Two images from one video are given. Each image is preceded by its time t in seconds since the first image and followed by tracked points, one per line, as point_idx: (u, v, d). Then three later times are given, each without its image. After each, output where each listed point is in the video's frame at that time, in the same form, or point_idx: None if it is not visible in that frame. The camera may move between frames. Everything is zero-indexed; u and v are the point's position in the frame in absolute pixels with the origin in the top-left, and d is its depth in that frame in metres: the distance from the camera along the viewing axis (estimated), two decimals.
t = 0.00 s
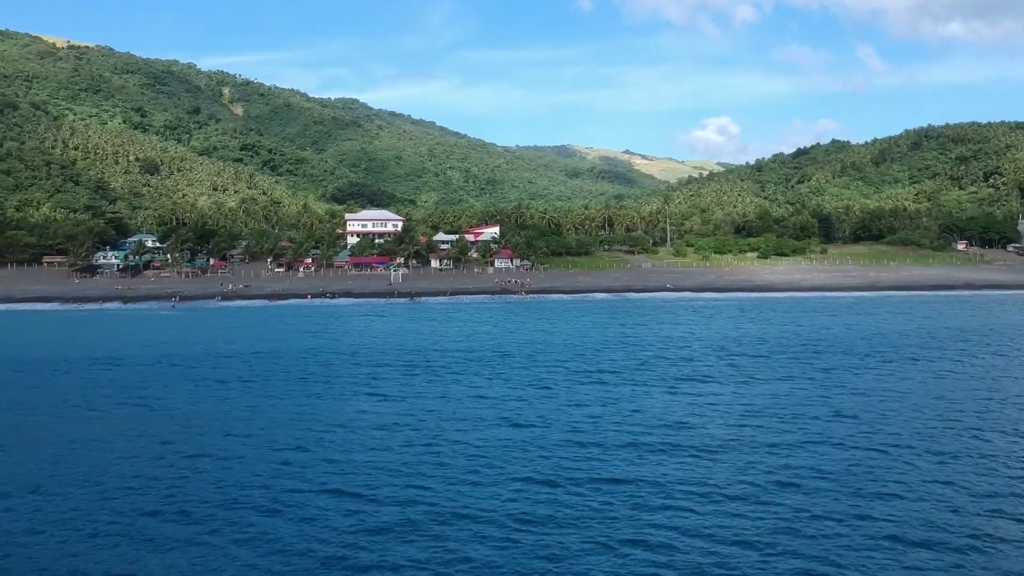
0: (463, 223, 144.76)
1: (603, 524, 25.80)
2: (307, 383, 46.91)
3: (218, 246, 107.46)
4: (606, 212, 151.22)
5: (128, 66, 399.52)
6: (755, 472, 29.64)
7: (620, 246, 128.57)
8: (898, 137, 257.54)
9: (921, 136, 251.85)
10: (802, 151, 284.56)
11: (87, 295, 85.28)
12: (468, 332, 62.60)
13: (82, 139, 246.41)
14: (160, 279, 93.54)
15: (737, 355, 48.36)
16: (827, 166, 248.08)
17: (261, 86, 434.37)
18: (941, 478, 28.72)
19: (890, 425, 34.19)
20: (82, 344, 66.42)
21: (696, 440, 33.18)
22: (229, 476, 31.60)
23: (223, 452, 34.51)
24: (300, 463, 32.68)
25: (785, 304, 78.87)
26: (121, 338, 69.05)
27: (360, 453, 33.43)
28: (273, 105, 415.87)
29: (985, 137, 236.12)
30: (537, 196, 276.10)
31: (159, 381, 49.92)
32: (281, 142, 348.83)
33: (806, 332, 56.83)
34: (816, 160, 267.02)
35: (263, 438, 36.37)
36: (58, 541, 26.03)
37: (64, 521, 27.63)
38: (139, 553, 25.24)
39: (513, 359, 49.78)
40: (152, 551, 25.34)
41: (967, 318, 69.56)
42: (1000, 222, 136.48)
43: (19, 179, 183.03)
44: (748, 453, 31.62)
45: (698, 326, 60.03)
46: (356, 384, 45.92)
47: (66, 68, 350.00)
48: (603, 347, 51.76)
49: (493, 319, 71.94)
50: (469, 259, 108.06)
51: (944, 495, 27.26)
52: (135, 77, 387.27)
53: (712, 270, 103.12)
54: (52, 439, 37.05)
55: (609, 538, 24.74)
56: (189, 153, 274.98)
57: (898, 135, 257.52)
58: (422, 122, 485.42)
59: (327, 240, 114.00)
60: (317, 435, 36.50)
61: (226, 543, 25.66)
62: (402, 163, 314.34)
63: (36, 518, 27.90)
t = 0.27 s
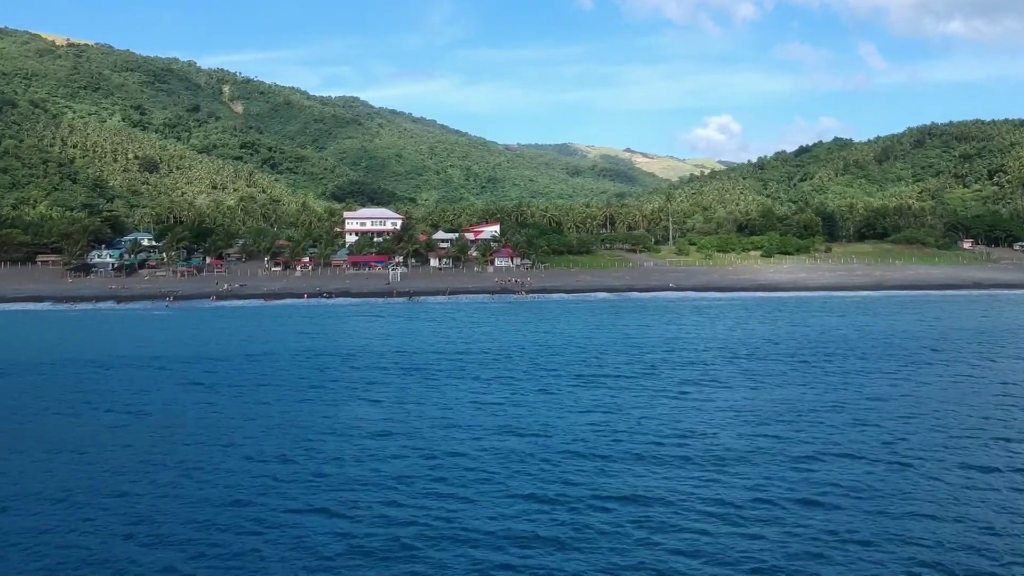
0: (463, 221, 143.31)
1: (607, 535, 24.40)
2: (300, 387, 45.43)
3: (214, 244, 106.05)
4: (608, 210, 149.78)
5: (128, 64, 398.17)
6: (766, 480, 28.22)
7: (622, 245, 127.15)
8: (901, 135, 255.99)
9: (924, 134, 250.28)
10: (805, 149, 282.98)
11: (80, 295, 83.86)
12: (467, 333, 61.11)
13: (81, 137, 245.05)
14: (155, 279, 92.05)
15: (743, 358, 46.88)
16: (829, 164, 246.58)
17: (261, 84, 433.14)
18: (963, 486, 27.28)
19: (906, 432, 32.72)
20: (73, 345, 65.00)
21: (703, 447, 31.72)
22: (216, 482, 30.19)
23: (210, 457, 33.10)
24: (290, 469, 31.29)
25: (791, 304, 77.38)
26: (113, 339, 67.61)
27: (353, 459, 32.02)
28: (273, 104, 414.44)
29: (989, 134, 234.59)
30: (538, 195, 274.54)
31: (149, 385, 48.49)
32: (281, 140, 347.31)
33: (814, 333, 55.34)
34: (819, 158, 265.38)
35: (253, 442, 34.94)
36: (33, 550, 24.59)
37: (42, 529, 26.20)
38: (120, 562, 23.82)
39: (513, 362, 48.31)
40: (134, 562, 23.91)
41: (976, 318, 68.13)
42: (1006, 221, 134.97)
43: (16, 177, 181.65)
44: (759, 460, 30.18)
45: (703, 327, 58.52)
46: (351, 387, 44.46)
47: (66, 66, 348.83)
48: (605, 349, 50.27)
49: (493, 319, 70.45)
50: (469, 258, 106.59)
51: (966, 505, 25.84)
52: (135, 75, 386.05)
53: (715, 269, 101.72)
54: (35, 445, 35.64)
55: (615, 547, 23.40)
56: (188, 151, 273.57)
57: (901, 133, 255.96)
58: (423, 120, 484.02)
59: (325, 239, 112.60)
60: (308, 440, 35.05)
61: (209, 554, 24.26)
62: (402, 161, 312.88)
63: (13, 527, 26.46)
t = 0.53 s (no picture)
0: (463, 220, 141.83)
1: (610, 554, 23.27)
2: (293, 391, 44.18)
3: (211, 243, 104.59)
4: (609, 209, 148.30)
5: (128, 62, 396.62)
6: (776, 492, 27.05)
7: (624, 245, 125.67)
8: (905, 133, 254.33)
9: (928, 132, 248.58)
10: (807, 147, 281.35)
11: (73, 295, 82.41)
12: (465, 335, 59.77)
13: (79, 135, 243.59)
14: (150, 279, 90.64)
15: (749, 361, 45.61)
16: (832, 162, 244.96)
17: (261, 82, 431.57)
18: (981, 500, 26.11)
19: (920, 441, 31.49)
20: (62, 347, 63.57)
21: (710, 457, 30.50)
22: (203, 494, 29.02)
23: (198, 468, 31.91)
24: (280, 480, 30.12)
25: (796, 304, 75.98)
26: (105, 340, 66.26)
27: (346, 470, 30.85)
28: (273, 102, 412.86)
29: (993, 132, 232.95)
30: (539, 193, 273.04)
31: (138, 389, 47.17)
32: (281, 138, 345.88)
33: (821, 335, 54.04)
34: (821, 156, 263.73)
35: (242, 451, 33.75)
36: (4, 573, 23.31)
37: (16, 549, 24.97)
38: None
39: (512, 365, 47.04)
40: None
41: (985, 319, 66.75)
42: (1013, 220, 133.34)
43: (12, 175, 180.21)
44: (768, 471, 28.98)
45: (706, 328, 57.20)
46: (346, 392, 43.23)
47: (64, 64, 347.28)
48: (608, 353, 48.97)
49: (492, 319, 69.15)
50: (469, 257, 105.17)
51: (987, 520, 24.67)
52: (134, 73, 384.45)
53: (719, 269, 100.29)
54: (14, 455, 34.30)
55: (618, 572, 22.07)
56: (187, 149, 272.14)
57: (905, 131, 254.31)
58: (424, 119, 482.33)
59: (323, 238, 111.05)
60: (300, 449, 33.85)
61: (193, 573, 23.14)
62: (403, 159, 311.36)
63: None
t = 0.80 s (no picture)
0: (463, 219, 140.45)
1: (610, 569, 22.21)
2: (285, 397, 42.84)
3: (207, 242, 103.37)
4: (611, 207, 146.79)
5: (127, 60, 395.26)
6: (786, 507, 25.74)
7: (626, 243, 124.25)
8: (909, 131, 252.66)
9: (931, 130, 246.92)
10: (810, 145, 279.64)
11: (66, 295, 81.15)
12: (464, 337, 58.40)
13: (78, 133, 242.38)
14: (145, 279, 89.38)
15: (755, 365, 44.22)
16: (835, 161, 243.42)
17: (261, 80, 430.00)
18: (998, 512, 25.01)
19: (936, 451, 30.16)
20: (54, 349, 62.39)
21: (716, 467, 29.19)
22: (186, 508, 27.74)
23: (183, 478, 30.66)
24: (268, 492, 28.86)
25: (802, 305, 74.54)
26: (97, 342, 64.89)
27: (336, 481, 29.56)
28: (273, 100, 411.41)
29: (998, 131, 231.28)
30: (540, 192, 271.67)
31: (126, 394, 45.85)
32: (282, 137, 344.55)
33: (829, 337, 52.63)
34: (824, 155, 262.07)
35: (229, 461, 32.46)
36: None
37: None
38: None
39: (511, 369, 45.69)
40: None
41: (994, 319, 65.46)
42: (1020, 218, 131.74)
43: (9, 174, 179.05)
44: (777, 482, 27.68)
45: (711, 330, 55.80)
46: (339, 397, 41.90)
47: (64, 62, 345.77)
48: (610, 356, 47.60)
49: (492, 321, 67.75)
50: (468, 257, 103.77)
51: (1010, 537, 23.39)
52: (134, 71, 383.03)
53: (722, 268, 98.86)
54: None
55: None
56: (187, 148, 270.87)
57: (909, 130, 252.64)
58: (425, 117, 480.79)
59: (321, 237, 109.76)
60: (290, 458, 32.56)
61: None
62: (403, 158, 309.93)
63: None
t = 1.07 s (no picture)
0: (463, 217, 138.91)
1: None
2: (277, 403, 41.35)
3: (203, 242, 101.93)
4: (612, 206, 145.34)
5: (127, 59, 393.84)
6: (803, 524, 24.30)
7: (628, 242, 122.67)
8: (912, 129, 250.89)
9: (935, 128, 245.19)
10: (812, 144, 278.02)
11: (58, 294, 79.67)
12: (463, 339, 56.95)
13: (77, 132, 241.00)
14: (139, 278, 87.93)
15: (764, 370, 42.70)
16: (838, 159, 241.80)
17: (261, 78, 428.47)
18: None
19: (958, 463, 28.67)
20: (42, 351, 60.93)
21: (727, 482, 27.70)
22: (167, 523, 26.29)
23: (167, 489, 29.23)
24: (256, 505, 27.41)
25: (807, 305, 73.03)
26: (88, 343, 63.49)
27: (327, 494, 28.14)
28: (274, 98, 409.87)
29: (1002, 129, 229.59)
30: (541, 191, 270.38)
31: (113, 399, 44.37)
32: (282, 135, 343.10)
33: (838, 338, 51.09)
34: (826, 153, 260.35)
35: (215, 472, 31.04)
36: None
37: None
38: None
39: (512, 374, 44.22)
40: None
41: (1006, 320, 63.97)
42: None
43: (6, 172, 177.69)
44: (793, 498, 26.20)
45: (716, 332, 54.29)
46: (334, 404, 40.40)
47: (63, 60, 344.24)
48: (613, 359, 46.17)
49: (492, 321, 66.20)
50: (468, 256, 102.31)
51: None
52: (134, 69, 381.56)
53: (726, 268, 97.32)
54: None
55: None
56: (186, 146, 269.46)
57: (912, 128, 250.86)
58: (425, 116, 479.15)
59: (319, 236, 108.29)
60: (279, 469, 31.06)
61: None
62: (404, 156, 308.44)
63: None
